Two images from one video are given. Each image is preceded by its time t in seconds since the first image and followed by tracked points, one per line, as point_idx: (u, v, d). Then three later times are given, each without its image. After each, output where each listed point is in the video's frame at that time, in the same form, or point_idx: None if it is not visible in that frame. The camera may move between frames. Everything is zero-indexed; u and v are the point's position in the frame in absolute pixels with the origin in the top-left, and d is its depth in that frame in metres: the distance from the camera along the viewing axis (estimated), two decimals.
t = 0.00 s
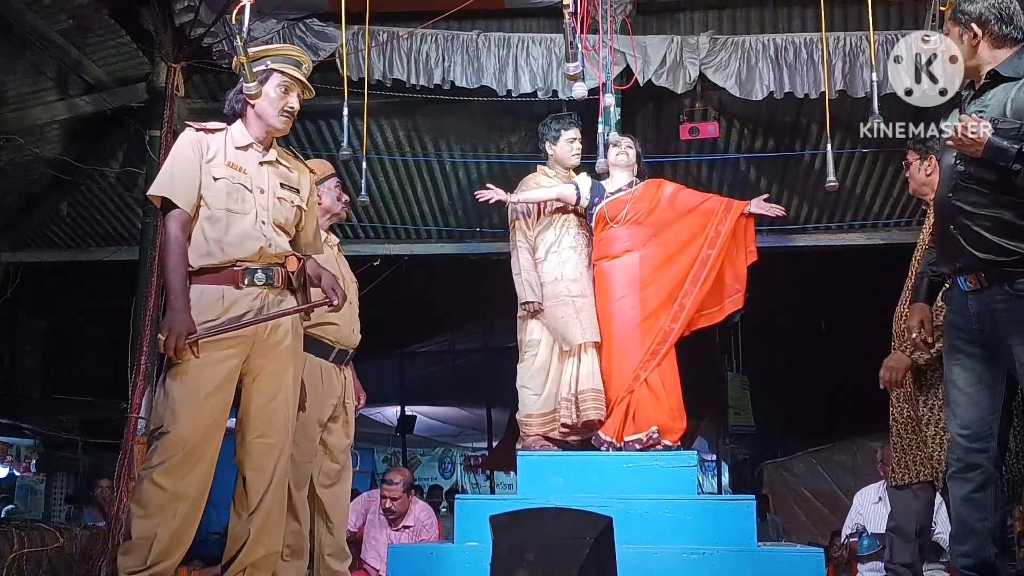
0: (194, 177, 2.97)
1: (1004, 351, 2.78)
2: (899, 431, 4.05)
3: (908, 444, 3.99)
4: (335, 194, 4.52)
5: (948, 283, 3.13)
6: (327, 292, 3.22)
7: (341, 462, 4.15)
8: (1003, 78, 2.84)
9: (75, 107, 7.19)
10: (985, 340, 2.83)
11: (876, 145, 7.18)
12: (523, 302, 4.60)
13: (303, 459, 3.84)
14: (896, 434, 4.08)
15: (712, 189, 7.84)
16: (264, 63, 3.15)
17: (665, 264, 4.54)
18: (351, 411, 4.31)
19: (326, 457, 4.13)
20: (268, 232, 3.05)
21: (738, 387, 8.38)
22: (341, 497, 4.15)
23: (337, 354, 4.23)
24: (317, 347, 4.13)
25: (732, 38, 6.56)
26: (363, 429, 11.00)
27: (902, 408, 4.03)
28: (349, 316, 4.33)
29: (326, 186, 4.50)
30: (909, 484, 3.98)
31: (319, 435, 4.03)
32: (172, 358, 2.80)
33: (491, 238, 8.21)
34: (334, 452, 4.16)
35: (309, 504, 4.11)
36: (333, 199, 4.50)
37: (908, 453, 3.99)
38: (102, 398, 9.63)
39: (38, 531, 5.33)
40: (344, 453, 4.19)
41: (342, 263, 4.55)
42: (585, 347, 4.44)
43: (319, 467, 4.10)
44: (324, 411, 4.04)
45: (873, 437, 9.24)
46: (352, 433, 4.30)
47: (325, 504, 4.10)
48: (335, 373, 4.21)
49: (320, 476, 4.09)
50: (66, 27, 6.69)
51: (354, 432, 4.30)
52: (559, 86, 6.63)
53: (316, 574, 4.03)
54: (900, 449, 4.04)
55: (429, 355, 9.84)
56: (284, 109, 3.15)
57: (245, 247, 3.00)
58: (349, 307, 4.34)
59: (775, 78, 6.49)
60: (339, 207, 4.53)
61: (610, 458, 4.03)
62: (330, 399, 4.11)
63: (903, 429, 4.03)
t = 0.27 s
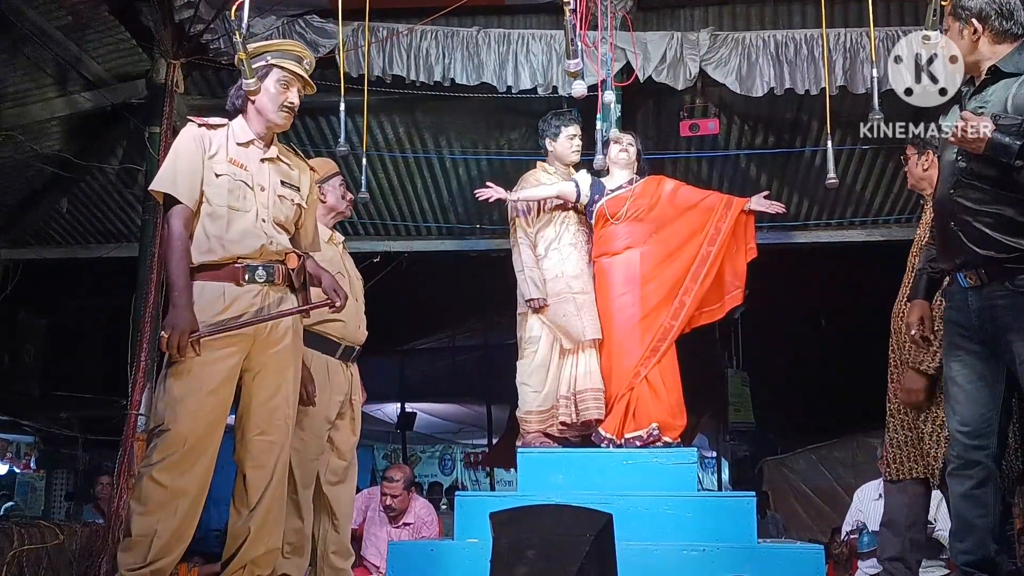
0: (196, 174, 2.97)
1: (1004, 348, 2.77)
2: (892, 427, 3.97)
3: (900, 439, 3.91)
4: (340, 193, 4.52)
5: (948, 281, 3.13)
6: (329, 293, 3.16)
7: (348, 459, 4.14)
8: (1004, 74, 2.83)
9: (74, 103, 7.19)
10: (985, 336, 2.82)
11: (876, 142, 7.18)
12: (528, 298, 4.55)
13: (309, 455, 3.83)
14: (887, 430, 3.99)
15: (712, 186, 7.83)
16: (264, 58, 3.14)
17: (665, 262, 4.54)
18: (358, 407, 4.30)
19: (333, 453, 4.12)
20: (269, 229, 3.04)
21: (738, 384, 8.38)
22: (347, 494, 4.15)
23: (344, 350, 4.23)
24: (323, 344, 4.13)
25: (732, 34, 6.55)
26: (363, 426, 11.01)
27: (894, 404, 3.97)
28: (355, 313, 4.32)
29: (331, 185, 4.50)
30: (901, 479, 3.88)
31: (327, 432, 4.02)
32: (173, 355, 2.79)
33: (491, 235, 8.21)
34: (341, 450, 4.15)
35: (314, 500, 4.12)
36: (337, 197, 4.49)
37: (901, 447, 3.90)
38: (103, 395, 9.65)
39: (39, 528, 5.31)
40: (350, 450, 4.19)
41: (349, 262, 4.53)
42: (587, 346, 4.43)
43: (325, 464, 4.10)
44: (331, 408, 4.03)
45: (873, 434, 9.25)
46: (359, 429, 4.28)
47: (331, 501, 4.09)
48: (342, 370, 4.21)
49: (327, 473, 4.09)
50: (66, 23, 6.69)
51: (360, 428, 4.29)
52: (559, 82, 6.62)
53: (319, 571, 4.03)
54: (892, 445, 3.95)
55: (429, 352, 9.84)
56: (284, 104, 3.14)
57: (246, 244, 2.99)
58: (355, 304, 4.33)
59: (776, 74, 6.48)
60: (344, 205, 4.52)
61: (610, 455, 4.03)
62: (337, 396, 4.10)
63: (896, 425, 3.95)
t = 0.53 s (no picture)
0: (196, 177, 2.98)
1: (1004, 351, 2.77)
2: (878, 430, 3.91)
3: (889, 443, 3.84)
4: (345, 198, 4.52)
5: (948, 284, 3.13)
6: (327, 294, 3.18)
7: (352, 462, 4.15)
8: (1003, 76, 2.83)
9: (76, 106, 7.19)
10: (984, 338, 2.83)
11: (876, 145, 7.18)
12: (522, 304, 4.60)
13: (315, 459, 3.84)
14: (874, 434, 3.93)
15: (712, 188, 7.84)
16: (263, 60, 3.15)
17: (665, 264, 4.53)
18: (365, 410, 4.29)
19: (337, 456, 4.13)
20: (269, 232, 3.05)
21: (738, 386, 8.40)
22: (350, 496, 4.16)
23: (351, 354, 4.22)
24: (330, 348, 4.13)
25: (732, 36, 6.56)
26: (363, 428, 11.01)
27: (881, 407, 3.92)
28: (362, 316, 4.32)
29: (337, 189, 4.50)
30: (890, 484, 3.82)
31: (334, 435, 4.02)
32: (172, 358, 2.80)
33: (491, 238, 8.21)
34: (347, 453, 4.16)
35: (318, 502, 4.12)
36: (342, 202, 4.49)
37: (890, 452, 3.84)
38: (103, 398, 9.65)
39: (39, 530, 5.31)
40: (356, 452, 4.19)
41: (354, 267, 4.53)
42: (585, 350, 4.47)
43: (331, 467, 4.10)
44: (339, 412, 4.03)
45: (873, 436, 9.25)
46: (364, 432, 4.28)
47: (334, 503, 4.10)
48: (348, 373, 4.21)
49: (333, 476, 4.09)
50: (66, 26, 6.70)
51: (366, 431, 4.28)
52: (559, 85, 6.63)
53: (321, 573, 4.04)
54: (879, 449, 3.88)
55: (429, 354, 9.84)
56: (282, 105, 3.14)
57: (246, 247, 2.99)
58: (361, 308, 4.33)
59: (775, 77, 6.49)
60: (349, 210, 4.52)
61: (610, 457, 4.03)
62: (343, 399, 4.10)
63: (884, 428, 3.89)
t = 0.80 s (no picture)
0: (195, 178, 2.98)
1: (1005, 351, 2.77)
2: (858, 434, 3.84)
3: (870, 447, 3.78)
4: (347, 199, 4.52)
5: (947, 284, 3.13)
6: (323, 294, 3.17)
7: (354, 462, 4.15)
8: (1003, 76, 2.83)
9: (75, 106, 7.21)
10: (984, 339, 2.83)
11: (876, 145, 7.19)
12: (521, 304, 4.62)
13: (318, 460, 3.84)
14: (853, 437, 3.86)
15: (712, 189, 7.84)
16: (264, 61, 3.16)
17: (664, 264, 4.53)
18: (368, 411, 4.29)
19: (339, 457, 4.13)
20: (268, 232, 3.05)
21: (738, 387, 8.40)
22: (353, 497, 4.16)
23: (353, 355, 4.22)
24: (333, 349, 4.12)
25: (732, 37, 6.56)
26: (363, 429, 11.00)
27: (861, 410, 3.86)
28: (364, 317, 4.32)
29: (339, 190, 4.50)
30: (875, 485, 3.75)
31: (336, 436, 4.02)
32: (171, 358, 2.80)
33: (491, 238, 8.21)
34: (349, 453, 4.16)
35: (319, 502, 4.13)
36: (344, 204, 4.49)
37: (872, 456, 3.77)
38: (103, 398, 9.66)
39: (38, 531, 5.29)
40: (357, 453, 4.19)
41: (356, 267, 4.54)
42: (583, 349, 4.47)
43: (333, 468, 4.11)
44: (341, 413, 4.03)
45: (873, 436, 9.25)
46: (366, 433, 4.27)
47: (335, 504, 4.10)
48: (351, 374, 4.21)
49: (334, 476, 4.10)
50: (66, 27, 6.70)
51: (368, 432, 4.27)
52: (559, 85, 6.62)
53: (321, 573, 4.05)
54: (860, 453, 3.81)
55: (429, 355, 9.83)
56: (283, 105, 3.14)
57: (245, 248, 3.00)
58: (364, 309, 4.33)
59: (775, 77, 6.49)
60: (351, 211, 4.52)
61: (610, 458, 4.03)
62: (345, 400, 4.10)
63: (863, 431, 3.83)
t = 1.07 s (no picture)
0: (197, 178, 2.98)
1: (1005, 352, 2.78)
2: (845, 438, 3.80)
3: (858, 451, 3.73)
4: (345, 199, 4.51)
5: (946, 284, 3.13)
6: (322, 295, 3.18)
7: (355, 463, 4.14)
8: (1003, 77, 2.83)
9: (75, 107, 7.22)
10: (985, 340, 2.83)
11: (876, 145, 7.18)
12: (517, 301, 4.62)
13: (318, 461, 3.83)
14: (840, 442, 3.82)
15: (712, 189, 7.84)
16: (265, 62, 3.15)
17: (663, 265, 4.53)
18: (368, 411, 4.28)
19: (339, 457, 4.12)
20: (269, 233, 3.05)
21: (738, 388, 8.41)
22: (353, 498, 4.16)
23: (353, 355, 4.21)
24: (332, 350, 4.12)
25: (732, 38, 6.56)
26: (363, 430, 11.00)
27: (849, 414, 3.82)
28: (364, 317, 4.31)
29: (338, 190, 4.51)
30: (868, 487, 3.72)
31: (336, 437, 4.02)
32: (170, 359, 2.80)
33: (491, 239, 8.21)
34: (349, 453, 4.15)
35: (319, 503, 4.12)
36: (342, 203, 4.49)
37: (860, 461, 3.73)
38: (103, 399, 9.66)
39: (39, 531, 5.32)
40: (357, 453, 4.18)
41: (356, 266, 4.56)
42: (584, 348, 4.45)
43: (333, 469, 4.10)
44: (340, 413, 4.02)
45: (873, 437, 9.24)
46: (366, 433, 4.26)
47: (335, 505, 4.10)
48: (351, 375, 4.20)
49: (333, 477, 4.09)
50: (66, 28, 6.70)
51: (368, 432, 4.26)
52: (559, 86, 6.61)
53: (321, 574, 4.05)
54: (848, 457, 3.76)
55: (429, 356, 9.83)
56: (283, 107, 3.13)
57: (246, 249, 3.00)
58: (363, 309, 4.32)
59: (775, 78, 6.49)
60: (349, 211, 4.52)
61: (610, 458, 4.03)
62: (346, 401, 4.09)
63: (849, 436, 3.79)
